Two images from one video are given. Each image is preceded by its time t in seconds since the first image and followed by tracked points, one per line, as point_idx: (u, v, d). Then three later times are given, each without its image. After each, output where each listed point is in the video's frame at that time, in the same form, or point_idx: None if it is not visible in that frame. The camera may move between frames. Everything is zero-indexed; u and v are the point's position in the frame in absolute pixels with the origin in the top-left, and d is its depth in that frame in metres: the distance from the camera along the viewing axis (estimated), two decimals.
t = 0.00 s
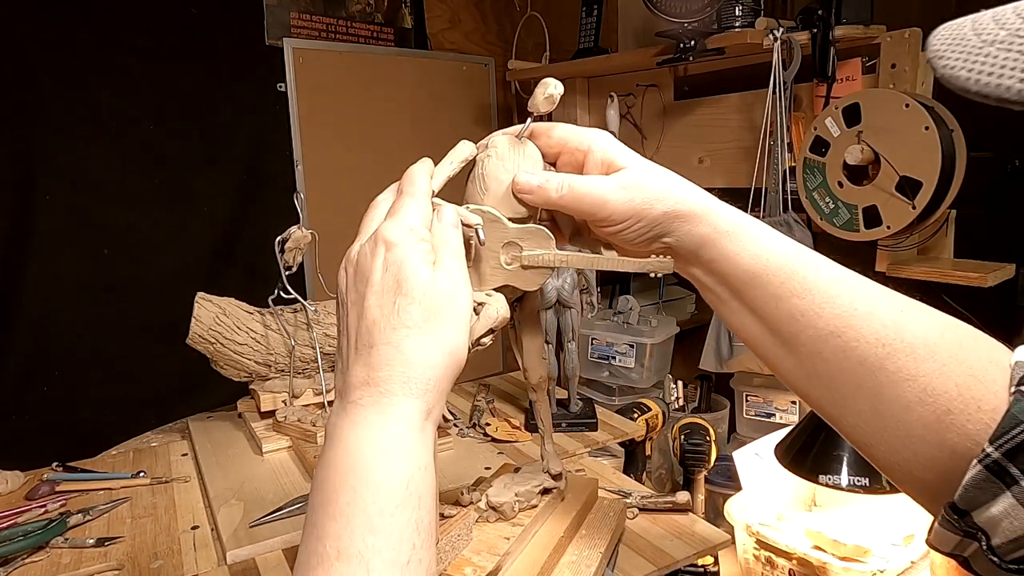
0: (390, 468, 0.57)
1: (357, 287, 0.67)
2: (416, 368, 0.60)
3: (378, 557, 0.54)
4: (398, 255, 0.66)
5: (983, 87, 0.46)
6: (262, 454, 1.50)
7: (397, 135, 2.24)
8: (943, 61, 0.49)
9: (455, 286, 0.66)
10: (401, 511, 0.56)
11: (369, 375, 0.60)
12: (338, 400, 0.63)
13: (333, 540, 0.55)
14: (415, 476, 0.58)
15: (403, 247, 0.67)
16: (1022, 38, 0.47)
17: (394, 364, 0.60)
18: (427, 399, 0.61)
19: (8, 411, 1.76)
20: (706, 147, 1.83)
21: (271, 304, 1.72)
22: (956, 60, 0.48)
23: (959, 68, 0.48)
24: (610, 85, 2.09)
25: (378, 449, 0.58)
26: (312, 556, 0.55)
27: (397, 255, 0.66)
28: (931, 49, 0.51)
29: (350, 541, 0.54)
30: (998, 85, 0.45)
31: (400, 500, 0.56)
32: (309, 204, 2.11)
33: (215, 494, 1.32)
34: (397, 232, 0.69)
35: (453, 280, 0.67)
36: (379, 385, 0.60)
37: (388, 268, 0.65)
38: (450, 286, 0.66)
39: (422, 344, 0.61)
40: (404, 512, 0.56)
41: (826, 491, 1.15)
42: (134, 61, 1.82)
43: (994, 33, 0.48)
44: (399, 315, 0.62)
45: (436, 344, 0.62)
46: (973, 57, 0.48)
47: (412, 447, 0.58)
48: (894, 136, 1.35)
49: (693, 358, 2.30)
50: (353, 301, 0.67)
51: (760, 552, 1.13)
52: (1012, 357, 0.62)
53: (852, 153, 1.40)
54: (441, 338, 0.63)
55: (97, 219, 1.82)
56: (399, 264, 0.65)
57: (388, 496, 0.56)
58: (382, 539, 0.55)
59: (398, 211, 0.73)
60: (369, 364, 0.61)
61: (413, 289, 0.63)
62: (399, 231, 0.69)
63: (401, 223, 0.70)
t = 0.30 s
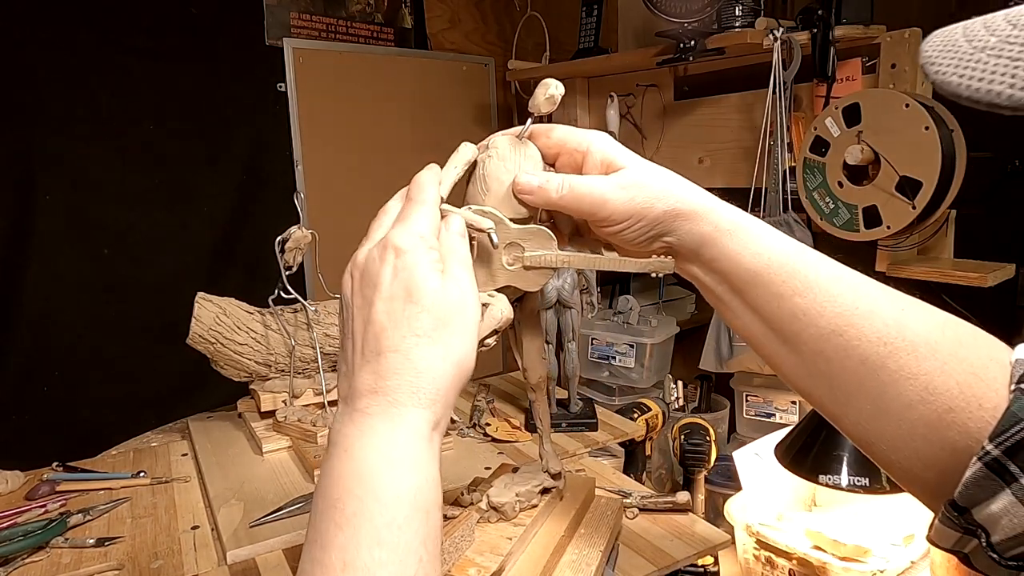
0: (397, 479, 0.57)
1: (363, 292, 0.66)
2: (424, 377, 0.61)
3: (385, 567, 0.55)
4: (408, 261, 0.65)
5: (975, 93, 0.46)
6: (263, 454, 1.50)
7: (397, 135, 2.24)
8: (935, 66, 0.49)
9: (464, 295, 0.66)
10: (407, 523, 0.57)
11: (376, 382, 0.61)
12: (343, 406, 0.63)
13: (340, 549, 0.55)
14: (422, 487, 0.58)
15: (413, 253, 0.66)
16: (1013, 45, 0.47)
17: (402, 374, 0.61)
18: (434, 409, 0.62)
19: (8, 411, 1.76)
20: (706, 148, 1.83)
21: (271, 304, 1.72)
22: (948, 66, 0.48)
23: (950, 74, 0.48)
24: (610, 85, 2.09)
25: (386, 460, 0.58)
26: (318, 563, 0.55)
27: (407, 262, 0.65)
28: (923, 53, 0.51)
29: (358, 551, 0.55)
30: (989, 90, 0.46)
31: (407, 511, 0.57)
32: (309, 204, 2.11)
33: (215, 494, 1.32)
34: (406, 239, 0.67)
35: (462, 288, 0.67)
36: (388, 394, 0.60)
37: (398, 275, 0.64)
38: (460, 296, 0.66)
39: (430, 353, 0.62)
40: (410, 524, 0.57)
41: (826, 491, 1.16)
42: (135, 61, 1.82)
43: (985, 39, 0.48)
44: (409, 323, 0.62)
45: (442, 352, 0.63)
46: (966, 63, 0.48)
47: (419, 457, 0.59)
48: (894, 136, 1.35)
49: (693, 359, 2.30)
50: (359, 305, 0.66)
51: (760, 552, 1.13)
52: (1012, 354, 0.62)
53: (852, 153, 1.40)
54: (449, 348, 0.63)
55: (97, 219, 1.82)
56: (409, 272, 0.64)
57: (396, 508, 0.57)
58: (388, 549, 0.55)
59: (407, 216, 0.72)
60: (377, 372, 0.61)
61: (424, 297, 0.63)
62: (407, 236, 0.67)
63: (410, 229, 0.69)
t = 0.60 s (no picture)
0: (415, 494, 0.57)
1: (382, 301, 0.66)
2: (448, 395, 0.61)
3: None
4: (431, 275, 0.66)
5: (969, 93, 0.46)
6: (263, 454, 1.50)
7: (397, 135, 2.24)
8: (931, 68, 0.49)
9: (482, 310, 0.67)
10: (421, 539, 0.57)
11: (398, 398, 0.61)
12: (359, 417, 0.63)
13: (352, 562, 0.55)
14: (436, 502, 0.58)
15: (435, 267, 0.67)
16: (1008, 47, 0.47)
17: (421, 388, 0.61)
18: (453, 426, 0.62)
19: (8, 411, 1.76)
20: (706, 148, 1.83)
21: (271, 304, 1.72)
22: (943, 68, 0.48)
23: (946, 76, 0.48)
24: (610, 86, 2.09)
25: (404, 474, 0.58)
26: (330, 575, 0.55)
27: (429, 274, 0.66)
28: (920, 57, 0.51)
29: (373, 565, 0.55)
30: (984, 90, 0.46)
31: (423, 526, 0.57)
32: (309, 204, 2.11)
33: (215, 494, 1.32)
34: (428, 251, 0.68)
35: (478, 302, 0.68)
36: (409, 409, 0.60)
37: (421, 288, 0.65)
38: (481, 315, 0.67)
39: (453, 369, 0.62)
40: (424, 540, 0.57)
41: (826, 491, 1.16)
42: (135, 61, 1.83)
43: (981, 41, 0.48)
44: (431, 337, 0.63)
45: (462, 368, 0.63)
46: (961, 65, 0.48)
47: (436, 474, 0.59)
48: (894, 136, 1.35)
49: (693, 359, 2.30)
50: (377, 316, 0.66)
51: (760, 552, 1.12)
52: (1008, 354, 0.62)
53: (852, 152, 1.40)
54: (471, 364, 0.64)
55: (97, 219, 1.82)
56: (432, 286, 0.65)
57: (411, 524, 0.57)
58: (403, 565, 0.55)
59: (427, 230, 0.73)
60: (398, 386, 0.61)
61: (446, 311, 0.64)
62: (431, 250, 0.69)
63: (432, 242, 0.71)
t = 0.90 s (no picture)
0: (411, 484, 0.57)
1: (372, 297, 0.66)
2: (442, 384, 0.61)
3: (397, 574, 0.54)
4: (415, 267, 0.65)
5: (969, 92, 0.46)
6: (263, 454, 1.50)
7: (397, 135, 2.24)
8: (931, 68, 0.49)
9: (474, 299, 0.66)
10: (418, 530, 0.57)
11: (393, 392, 0.61)
12: (359, 412, 0.63)
13: (350, 555, 0.55)
14: (435, 493, 0.58)
15: (421, 258, 0.66)
16: (1009, 47, 0.47)
17: (418, 380, 0.61)
18: (450, 415, 0.61)
19: (8, 411, 1.76)
20: (706, 148, 1.83)
21: (271, 304, 1.72)
22: (943, 69, 0.48)
23: (946, 75, 0.48)
24: (610, 86, 2.09)
25: (400, 464, 0.58)
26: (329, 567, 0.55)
27: (414, 265, 0.65)
28: (920, 56, 0.51)
29: (369, 556, 0.55)
30: (984, 90, 0.46)
31: (420, 516, 0.57)
32: (309, 204, 2.11)
33: (216, 494, 1.32)
34: (413, 243, 0.68)
35: (471, 291, 0.67)
36: (402, 400, 0.60)
37: (407, 282, 0.64)
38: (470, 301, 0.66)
39: (444, 359, 0.62)
40: (421, 531, 0.57)
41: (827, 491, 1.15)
42: (135, 61, 1.83)
43: (980, 41, 0.48)
44: (421, 327, 0.62)
45: (452, 355, 0.62)
46: (961, 65, 0.48)
47: (434, 464, 0.59)
48: (894, 136, 1.35)
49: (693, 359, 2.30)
50: (371, 313, 0.66)
51: (760, 552, 1.12)
52: (1011, 353, 0.62)
53: (852, 152, 1.40)
54: (464, 350, 0.63)
55: (97, 219, 1.82)
56: (420, 279, 0.65)
57: (408, 513, 0.56)
58: (400, 555, 0.55)
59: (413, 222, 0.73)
60: (393, 380, 0.61)
61: (435, 301, 0.64)
62: (415, 242, 0.68)
63: (417, 234, 0.70)
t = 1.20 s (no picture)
0: (442, 429, 0.53)
1: (381, 283, 0.69)
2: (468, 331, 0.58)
3: (427, 520, 0.50)
4: (407, 244, 0.68)
5: (969, 92, 0.46)
6: (263, 454, 1.49)
7: (397, 135, 2.24)
8: (931, 70, 0.49)
9: (491, 258, 0.66)
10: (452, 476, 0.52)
11: (425, 348, 0.59)
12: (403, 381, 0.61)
13: (383, 502, 0.51)
14: (474, 438, 0.54)
15: (412, 234, 0.69)
16: (1009, 48, 0.47)
17: (452, 334, 0.58)
18: (486, 363, 0.57)
19: (8, 411, 1.76)
20: (706, 148, 1.83)
21: (271, 303, 1.72)
22: (943, 70, 0.49)
23: (946, 77, 0.48)
24: (610, 86, 2.09)
25: (432, 411, 0.54)
26: (366, 523, 0.52)
27: (408, 241, 0.68)
28: (920, 59, 0.51)
29: (400, 502, 0.51)
30: (984, 91, 0.46)
31: (453, 462, 0.52)
32: (309, 204, 2.11)
33: (215, 494, 1.32)
34: (405, 226, 0.71)
35: (488, 254, 0.66)
36: (441, 354, 0.57)
37: (404, 258, 0.67)
38: (484, 258, 0.65)
39: (466, 309, 0.60)
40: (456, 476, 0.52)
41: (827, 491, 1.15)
42: (135, 61, 1.82)
43: (981, 43, 0.48)
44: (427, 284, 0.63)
45: (473, 301, 0.60)
46: (961, 67, 0.48)
47: (471, 411, 0.55)
48: (894, 136, 1.35)
49: (692, 359, 2.29)
50: (388, 299, 0.68)
51: (760, 552, 1.12)
52: (1012, 353, 0.62)
53: (852, 152, 1.40)
54: (485, 295, 0.60)
55: (97, 219, 1.82)
56: (422, 251, 0.66)
57: (440, 458, 0.52)
58: (432, 501, 0.51)
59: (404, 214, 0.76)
60: (423, 339, 0.60)
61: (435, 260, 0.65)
62: (405, 226, 0.71)
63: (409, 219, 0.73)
